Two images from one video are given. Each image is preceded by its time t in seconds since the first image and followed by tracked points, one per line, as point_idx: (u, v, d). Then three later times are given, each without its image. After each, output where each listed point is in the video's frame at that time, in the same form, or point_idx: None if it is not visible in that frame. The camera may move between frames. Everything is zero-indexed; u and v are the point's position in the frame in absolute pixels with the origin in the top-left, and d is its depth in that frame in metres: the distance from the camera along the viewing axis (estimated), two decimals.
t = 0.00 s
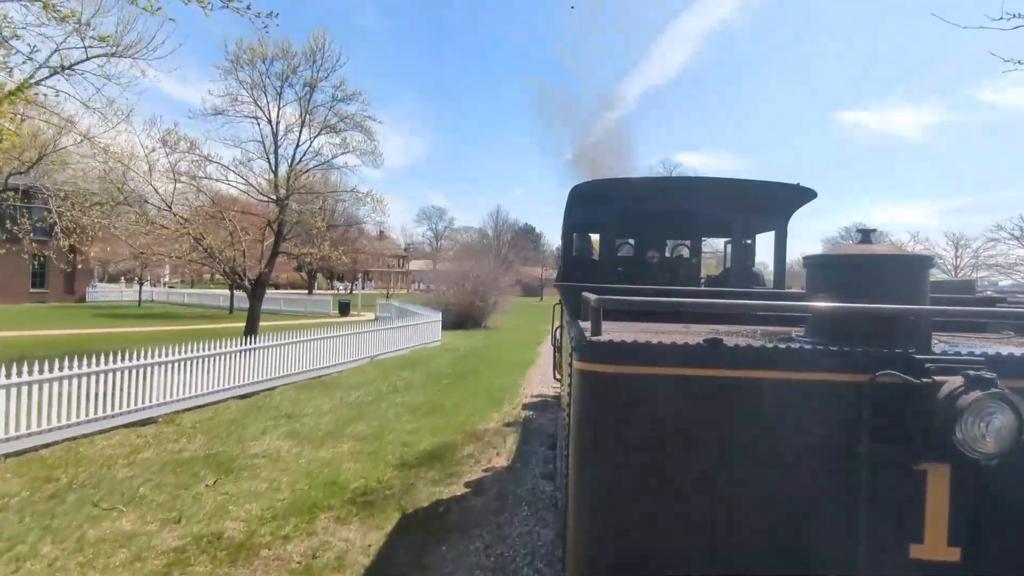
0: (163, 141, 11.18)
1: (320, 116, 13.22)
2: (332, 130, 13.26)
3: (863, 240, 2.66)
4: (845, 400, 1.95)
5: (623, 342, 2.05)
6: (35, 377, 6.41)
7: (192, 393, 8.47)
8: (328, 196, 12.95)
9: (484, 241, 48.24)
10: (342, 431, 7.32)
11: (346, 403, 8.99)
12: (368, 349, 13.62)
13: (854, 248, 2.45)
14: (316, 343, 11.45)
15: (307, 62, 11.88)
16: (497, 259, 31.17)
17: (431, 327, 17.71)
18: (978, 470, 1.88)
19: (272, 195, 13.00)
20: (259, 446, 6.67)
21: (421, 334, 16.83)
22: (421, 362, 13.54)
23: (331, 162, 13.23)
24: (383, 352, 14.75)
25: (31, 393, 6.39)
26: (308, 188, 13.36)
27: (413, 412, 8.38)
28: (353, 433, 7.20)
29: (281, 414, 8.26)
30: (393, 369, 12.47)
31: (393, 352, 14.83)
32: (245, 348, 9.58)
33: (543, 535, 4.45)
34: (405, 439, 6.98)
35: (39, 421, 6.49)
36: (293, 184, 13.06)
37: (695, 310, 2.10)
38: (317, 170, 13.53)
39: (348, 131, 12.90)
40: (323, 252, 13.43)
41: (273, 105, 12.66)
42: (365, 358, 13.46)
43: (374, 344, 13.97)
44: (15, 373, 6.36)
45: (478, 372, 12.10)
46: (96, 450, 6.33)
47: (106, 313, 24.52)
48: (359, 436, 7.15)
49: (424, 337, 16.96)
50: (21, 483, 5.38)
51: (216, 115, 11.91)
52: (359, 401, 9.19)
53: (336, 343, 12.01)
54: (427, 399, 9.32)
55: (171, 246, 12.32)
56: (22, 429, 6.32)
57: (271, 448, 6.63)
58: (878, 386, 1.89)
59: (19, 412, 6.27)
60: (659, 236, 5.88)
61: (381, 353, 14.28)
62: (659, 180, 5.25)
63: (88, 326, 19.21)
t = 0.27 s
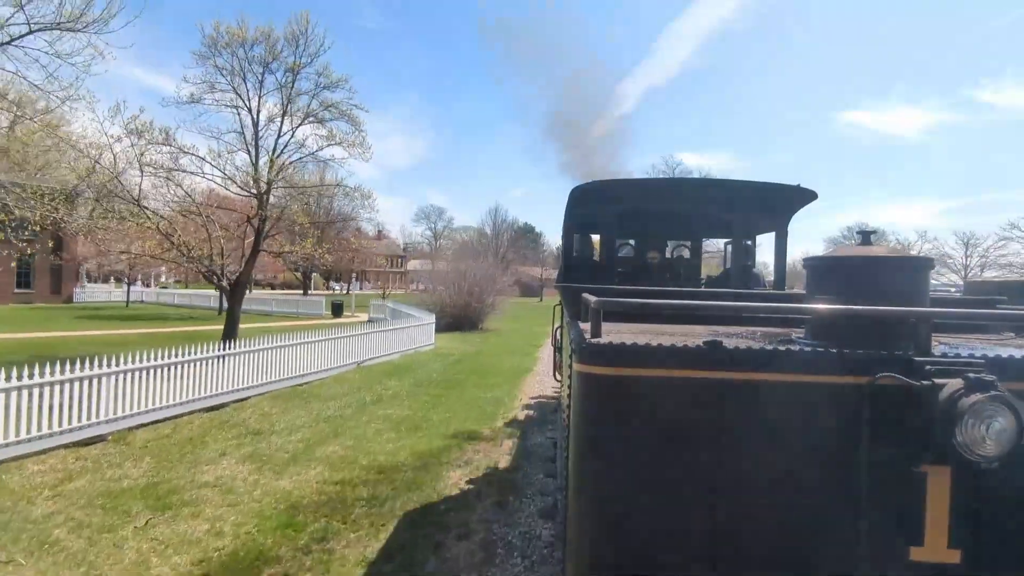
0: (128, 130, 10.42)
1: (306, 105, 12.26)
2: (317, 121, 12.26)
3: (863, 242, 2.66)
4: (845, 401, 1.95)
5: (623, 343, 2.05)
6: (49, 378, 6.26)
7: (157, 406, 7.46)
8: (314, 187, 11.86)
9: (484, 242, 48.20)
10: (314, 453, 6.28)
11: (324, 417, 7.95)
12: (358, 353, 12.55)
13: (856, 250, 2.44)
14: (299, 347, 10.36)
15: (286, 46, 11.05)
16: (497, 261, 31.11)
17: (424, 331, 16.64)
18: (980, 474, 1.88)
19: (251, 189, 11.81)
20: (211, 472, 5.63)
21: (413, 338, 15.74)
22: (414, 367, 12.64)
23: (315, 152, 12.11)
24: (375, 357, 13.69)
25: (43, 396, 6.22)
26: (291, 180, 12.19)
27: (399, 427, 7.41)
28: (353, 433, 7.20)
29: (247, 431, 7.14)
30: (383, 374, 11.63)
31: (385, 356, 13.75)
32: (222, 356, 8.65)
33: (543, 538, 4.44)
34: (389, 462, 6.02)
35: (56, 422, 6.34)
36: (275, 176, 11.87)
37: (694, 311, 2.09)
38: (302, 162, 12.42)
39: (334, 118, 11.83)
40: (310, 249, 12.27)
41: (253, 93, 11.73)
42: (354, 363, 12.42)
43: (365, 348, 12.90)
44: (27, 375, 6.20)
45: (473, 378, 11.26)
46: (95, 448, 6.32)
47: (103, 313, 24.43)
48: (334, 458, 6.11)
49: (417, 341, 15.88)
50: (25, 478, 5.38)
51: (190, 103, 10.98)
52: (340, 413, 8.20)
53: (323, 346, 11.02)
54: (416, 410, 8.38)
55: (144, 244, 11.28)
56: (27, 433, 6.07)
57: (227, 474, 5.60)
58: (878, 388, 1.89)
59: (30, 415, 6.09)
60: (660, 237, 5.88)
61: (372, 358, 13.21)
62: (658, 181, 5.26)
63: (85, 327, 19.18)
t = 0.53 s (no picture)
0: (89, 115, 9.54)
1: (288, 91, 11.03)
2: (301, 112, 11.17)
3: (862, 243, 2.66)
4: (843, 402, 1.95)
5: (622, 344, 2.05)
6: (64, 379, 6.04)
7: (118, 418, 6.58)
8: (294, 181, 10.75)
9: (484, 242, 48.15)
10: (271, 485, 5.36)
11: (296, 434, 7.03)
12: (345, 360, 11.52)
13: (855, 251, 2.44)
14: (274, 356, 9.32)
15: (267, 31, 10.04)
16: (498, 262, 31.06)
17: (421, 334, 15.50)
18: (978, 475, 1.88)
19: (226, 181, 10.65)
20: (146, 511, 4.77)
21: (409, 341, 14.66)
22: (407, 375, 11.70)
23: (297, 143, 10.91)
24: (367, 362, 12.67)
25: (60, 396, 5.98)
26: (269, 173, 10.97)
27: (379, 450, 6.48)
28: (353, 433, 7.19)
29: (203, 453, 6.23)
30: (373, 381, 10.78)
31: (377, 362, 12.70)
32: (195, 362, 7.68)
33: (543, 539, 4.42)
34: (358, 498, 5.11)
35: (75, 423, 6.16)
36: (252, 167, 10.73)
37: (693, 312, 2.09)
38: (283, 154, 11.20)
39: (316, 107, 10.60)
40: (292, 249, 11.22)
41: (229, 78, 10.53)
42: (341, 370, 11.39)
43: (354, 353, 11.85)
44: (41, 376, 6.00)
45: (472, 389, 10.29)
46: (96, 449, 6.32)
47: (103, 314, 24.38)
48: (295, 492, 5.21)
49: (413, 345, 14.79)
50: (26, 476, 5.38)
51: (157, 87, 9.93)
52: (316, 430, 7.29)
53: (305, 353, 10.03)
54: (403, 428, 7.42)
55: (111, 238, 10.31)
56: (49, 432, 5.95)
57: (164, 511, 4.77)
58: (876, 389, 1.89)
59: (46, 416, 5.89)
60: (660, 237, 5.86)
61: (362, 363, 12.20)
62: (658, 181, 5.27)
63: (82, 327, 19.10)
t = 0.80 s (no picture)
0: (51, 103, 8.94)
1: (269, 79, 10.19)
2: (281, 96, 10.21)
3: (862, 242, 2.67)
4: (842, 403, 1.95)
5: (621, 344, 2.05)
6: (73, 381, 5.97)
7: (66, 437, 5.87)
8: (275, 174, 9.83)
9: (484, 243, 48.11)
10: (215, 524, 4.49)
11: (262, 453, 6.16)
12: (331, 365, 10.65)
13: (855, 252, 2.44)
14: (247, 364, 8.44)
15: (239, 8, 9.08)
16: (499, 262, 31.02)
17: (413, 337, 14.55)
18: (977, 474, 1.89)
19: (198, 170, 9.74)
20: (53, 564, 3.88)
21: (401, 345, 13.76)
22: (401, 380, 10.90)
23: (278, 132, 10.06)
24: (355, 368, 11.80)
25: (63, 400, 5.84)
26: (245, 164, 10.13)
27: (356, 472, 5.64)
28: (354, 433, 7.19)
29: (150, 479, 5.38)
30: (361, 387, 9.93)
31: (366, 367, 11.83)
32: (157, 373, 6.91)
33: (544, 540, 4.41)
34: (314, 544, 4.23)
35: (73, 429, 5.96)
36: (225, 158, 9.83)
37: (692, 312, 2.10)
38: (262, 144, 10.33)
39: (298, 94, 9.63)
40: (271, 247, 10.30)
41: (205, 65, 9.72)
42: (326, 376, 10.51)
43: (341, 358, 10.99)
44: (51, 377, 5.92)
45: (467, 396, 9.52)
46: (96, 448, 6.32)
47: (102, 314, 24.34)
48: (238, 534, 4.34)
49: (405, 350, 13.88)
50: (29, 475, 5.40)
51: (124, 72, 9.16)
52: (289, 446, 6.47)
53: (285, 358, 9.24)
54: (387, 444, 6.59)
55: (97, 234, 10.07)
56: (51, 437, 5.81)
57: (72, 564, 3.87)
58: (875, 389, 1.90)
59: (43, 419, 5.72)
60: (660, 237, 5.84)
61: (350, 370, 11.33)
62: (658, 183, 5.29)
63: (82, 328, 19.07)
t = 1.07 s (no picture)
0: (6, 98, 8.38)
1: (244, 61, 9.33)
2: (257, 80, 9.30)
3: (864, 242, 2.67)
4: (845, 403, 1.95)
5: (624, 345, 2.06)
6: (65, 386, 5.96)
7: (7, 455, 5.40)
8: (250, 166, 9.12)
9: (484, 243, 48.05)
10: (174, 556, 4.12)
11: (215, 482, 5.52)
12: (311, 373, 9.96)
13: (856, 252, 2.44)
14: (212, 377, 7.75)
15: None
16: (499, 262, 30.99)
17: (404, 340, 13.78)
18: (980, 474, 1.88)
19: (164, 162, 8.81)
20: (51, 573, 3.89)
21: (390, 349, 13.02)
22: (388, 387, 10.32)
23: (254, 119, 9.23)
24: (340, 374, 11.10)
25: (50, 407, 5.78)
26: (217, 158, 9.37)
27: (319, 504, 5.00)
28: (355, 434, 7.18)
29: (74, 518, 4.77)
30: (345, 397, 9.31)
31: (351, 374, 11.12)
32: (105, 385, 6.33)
33: (545, 541, 4.40)
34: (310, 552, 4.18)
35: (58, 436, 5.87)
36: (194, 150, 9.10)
37: (694, 312, 2.10)
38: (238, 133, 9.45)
39: (275, 78, 8.89)
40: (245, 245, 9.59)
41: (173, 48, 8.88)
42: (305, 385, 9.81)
43: (323, 364, 10.30)
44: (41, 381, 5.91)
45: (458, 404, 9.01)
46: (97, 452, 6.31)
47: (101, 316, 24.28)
48: (199, 566, 3.98)
49: (396, 354, 13.16)
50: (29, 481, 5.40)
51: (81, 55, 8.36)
52: (251, 471, 5.85)
53: (257, 366, 8.62)
54: (361, 467, 5.92)
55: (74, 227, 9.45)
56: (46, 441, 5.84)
57: None
58: (878, 389, 1.90)
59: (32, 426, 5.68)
60: (660, 237, 5.85)
61: (334, 377, 10.66)
62: (660, 182, 5.29)
63: (79, 329, 19.00)
